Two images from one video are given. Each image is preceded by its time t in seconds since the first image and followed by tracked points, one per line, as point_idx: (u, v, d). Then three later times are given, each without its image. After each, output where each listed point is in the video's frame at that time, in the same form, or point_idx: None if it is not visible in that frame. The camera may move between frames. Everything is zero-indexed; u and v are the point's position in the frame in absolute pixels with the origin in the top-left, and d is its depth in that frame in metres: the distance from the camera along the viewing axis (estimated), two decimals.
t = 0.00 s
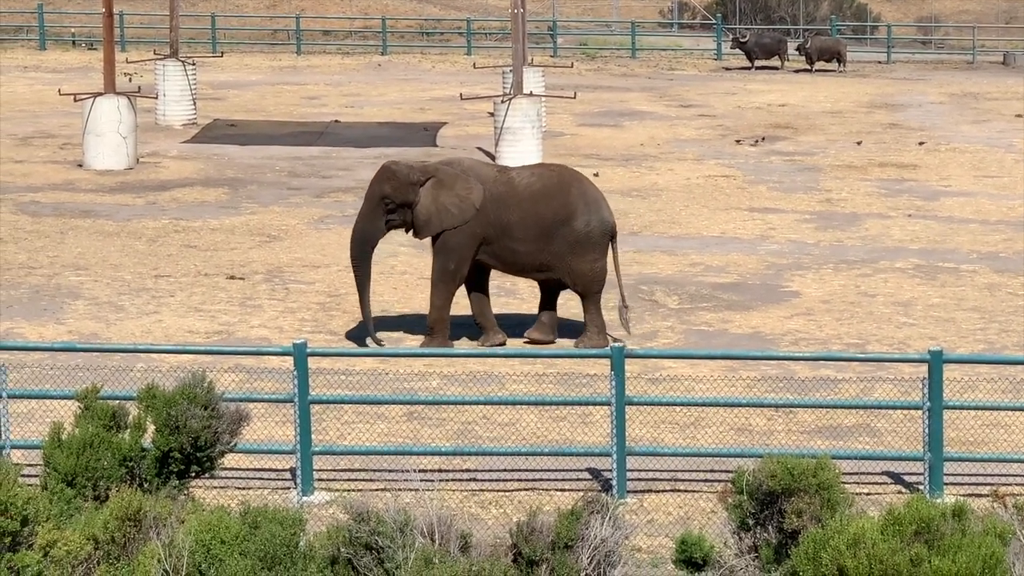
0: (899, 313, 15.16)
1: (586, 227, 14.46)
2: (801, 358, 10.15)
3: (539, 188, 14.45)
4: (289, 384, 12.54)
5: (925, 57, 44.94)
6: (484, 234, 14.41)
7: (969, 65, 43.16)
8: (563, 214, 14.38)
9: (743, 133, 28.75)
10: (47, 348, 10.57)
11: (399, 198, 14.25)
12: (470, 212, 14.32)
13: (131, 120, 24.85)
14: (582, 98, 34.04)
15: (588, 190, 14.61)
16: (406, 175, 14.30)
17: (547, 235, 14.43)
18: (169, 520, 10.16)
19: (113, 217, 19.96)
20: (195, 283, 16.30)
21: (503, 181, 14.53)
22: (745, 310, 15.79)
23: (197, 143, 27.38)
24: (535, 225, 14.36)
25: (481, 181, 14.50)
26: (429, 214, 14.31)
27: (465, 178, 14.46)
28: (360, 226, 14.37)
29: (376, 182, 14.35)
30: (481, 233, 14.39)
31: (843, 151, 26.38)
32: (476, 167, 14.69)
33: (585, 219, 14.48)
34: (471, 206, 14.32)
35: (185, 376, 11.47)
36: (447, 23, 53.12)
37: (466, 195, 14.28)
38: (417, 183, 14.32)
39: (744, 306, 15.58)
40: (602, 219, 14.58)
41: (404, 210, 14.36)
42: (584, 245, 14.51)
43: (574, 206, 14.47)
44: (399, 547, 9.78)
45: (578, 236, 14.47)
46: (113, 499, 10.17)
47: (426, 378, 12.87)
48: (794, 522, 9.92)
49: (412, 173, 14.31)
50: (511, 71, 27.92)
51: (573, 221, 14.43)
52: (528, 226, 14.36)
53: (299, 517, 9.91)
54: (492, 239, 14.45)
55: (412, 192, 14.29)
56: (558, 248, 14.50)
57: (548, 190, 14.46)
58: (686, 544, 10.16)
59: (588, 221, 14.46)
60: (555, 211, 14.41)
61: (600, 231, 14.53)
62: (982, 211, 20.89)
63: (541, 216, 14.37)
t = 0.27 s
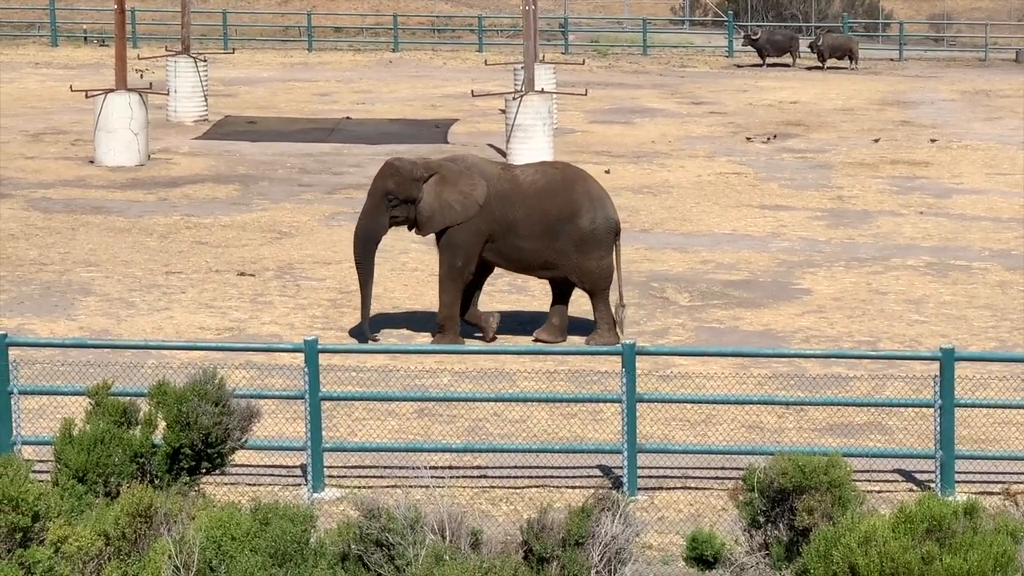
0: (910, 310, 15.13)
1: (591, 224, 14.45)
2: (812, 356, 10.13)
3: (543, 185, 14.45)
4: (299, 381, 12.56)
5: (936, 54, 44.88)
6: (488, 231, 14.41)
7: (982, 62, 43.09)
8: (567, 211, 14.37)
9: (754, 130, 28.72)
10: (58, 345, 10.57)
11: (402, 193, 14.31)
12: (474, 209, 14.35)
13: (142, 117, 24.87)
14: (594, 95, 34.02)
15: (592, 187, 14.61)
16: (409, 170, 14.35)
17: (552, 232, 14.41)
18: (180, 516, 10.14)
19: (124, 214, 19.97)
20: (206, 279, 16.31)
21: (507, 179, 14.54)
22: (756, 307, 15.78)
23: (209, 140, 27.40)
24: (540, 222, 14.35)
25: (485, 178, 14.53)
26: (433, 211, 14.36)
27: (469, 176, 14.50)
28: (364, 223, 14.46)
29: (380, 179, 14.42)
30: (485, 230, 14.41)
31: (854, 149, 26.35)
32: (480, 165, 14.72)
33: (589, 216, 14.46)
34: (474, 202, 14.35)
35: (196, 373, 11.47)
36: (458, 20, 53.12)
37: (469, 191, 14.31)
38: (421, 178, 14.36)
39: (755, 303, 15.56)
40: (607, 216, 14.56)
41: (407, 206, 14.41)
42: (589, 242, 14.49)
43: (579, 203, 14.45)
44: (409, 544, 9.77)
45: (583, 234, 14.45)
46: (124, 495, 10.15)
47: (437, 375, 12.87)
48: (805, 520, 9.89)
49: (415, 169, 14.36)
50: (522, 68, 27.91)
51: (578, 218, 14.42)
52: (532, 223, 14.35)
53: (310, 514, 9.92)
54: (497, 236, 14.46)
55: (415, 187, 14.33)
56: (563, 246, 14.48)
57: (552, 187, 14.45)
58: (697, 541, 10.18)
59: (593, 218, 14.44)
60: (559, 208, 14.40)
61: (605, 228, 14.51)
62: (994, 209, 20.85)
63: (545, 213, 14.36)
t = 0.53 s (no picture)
0: (921, 307, 15.11)
1: (595, 221, 14.37)
2: (823, 352, 10.12)
3: (547, 182, 14.38)
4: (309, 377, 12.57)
5: (947, 50, 44.83)
6: (492, 228, 14.40)
7: (992, 59, 43.04)
8: (571, 208, 14.31)
9: (764, 126, 28.69)
10: (68, 340, 10.57)
11: (403, 188, 14.31)
12: (476, 205, 14.32)
13: (152, 113, 24.88)
14: (604, 90, 34.00)
15: (597, 184, 14.52)
16: (411, 166, 14.34)
17: (556, 230, 14.36)
18: (190, 512, 10.10)
19: (134, 210, 19.98)
20: (216, 275, 16.32)
21: (511, 175, 14.49)
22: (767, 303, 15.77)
23: (218, 136, 27.41)
24: (543, 219, 14.31)
25: (489, 174, 14.47)
26: (434, 206, 14.30)
27: (471, 171, 14.45)
28: (366, 218, 14.51)
29: (382, 173, 14.43)
30: (488, 226, 14.40)
31: (865, 145, 26.32)
32: (484, 160, 14.65)
33: (593, 213, 14.39)
34: (476, 198, 14.31)
35: (206, 369, 11.46)
36: (468, 16, 53.10)
37: (471, 186, 14.28)
38: (422, 174, 14.34)
39: (765, 300, 15.55)
40: (612, 212, 14.48)
41: (409, 201, 14.40)
42: (593, 239, 14.43)
43: (583, 200, 14.38)
44: (419, 540, 9.76)
45: (587, 231, 14.39)
46: (133, 491, 10.14)
47: (446, 371, 12.87)
48: (815, 516, 9.86)
49: (417, 165, 14.35)
50: (532, 64, 27.89)
51: (582, 215, 14.35)
52: (536, 220, 14.31)
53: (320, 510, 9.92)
54: (501, 232, 14.44)
55: (416, 182, 14.32)
56: (567, 243, 14.44)
57: (556, 184, 14.39)
58: (708, 537, 10.16)
59: (597, 216, 14.37)
60: (562, 205, 14.34)
61: (609, 225, 14.44)
62: (1005, 205, 20.82)
63: (549, 210, 14.31)
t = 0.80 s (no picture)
0: (928, 306, 15.11)
1: (595, 221, 14.40)
2: (829, 351, 10.11)
3: (548, 182, 14.36)
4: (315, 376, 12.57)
5: (953, 50, 44.82)
6: (493, 227, 14.38)
7: (999, 58, 43.03)
8: (571, 208, 14.31)
9: (770, 125, 28.68)
10: (74, 339, 10.58)
11: (401, 187, 14.36)
12: (475, 204, 14.28)
13: (159, 112, 24.88)
14: (611, 90, 34.00)
15: (597, 183, 14.55)
16: (409, 164, 14.36)
17: (557, 229, 14.37)
18: (196, 511, 10.09)
19: (141, 208, 19.98)
20: (223, 274, 16.32)
21: (511, 175, 14.45)
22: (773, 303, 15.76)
23: (224, 134, 27.41)
24: (544, 219, 14.30)
25: (488, 174, 14.44)
26: (432, 206, 14.23)
27: (470, 171, 14.40)
28: (364, 216, 14.57)
29: (381, 172, 14.50)
30: (489, 225, 14.37)
31: (871, 144, 26.31)
32: (483, 160, 14.60)
33: (593, 212, 14.40)
34: (475, 197, 14.27)
35: (213, 367, 11.44)
36: (474, 15, 53.07)
37: (470, 186, 14.22)
38: (420, 172, 14.34)
39: (771, 299, 15.54)
40: (612, 212, 14.51)
41: (407, 199, 14.42)
42: (594, 238, 14.46)
43: (583, 200, 14.39)
44: (425, 539, 9.74)
45: (588, 230, 14.41)
46: (140, 490, 10.13)
47: (453, 370, 12.87)
48: (822, 515, 9.85)
49: (415, 164, 14.34)
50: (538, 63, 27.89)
51: (583, 215, 14.36)
52: (537, 220, 14.30)
53: (327, 509, 9.92)
54: (502, 232, 14.41)
55: (413, 181, 14.34)
56: (568, 243, 14.45)
57: (556, 184, 14.38)
58: (714, 537, 10.16)
59: (597, 215, 14.39)
60: (563, 205, 14.34)
61: (609, 224, 14.47)
62: (1011, 205, 20.80)
63: (550, 210, 14.30)
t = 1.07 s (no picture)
0: (933, 306, 15.10)
1: (593, 220, 14.38)
2: (835, 351, 10.10)
3: (545, 182, 14.34)
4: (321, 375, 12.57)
5: (959, 49, 44.78)
6: (491, 227, 14.36)
7: (1005, 58, 43.01)
8: (570, 208, 14.29)
9: (775, 125, 28.67)
10: (80, 338, 10.58)
11: (395, 188, 14.28)
12: (470, 205, 14.25)
13: (164, 112, 24.87)
14: (616, 89, 34.00)
15: (595, 183, 14.53)
16: (404, 165, 14.29)
17: (555, 229, 14.35)
18: (201, 510, 10.07)
19: (145, 208, 19.98)
20: (227, 274, 16.32)
21: (508, 174, 14.41)
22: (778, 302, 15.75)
23: (230, 134, 27.41)
24: (542, 219, 14.28)
25: (485, 174, 14.38)
26: (427, 207, 14.19)
27: (466, 171, 14.34)
28: (359, 215, 14.49)
29: (376, 172, 14.41)
30: (487, 225, 14.35)
31: (876, 144, 26.29)
32: (479, 159, 14.55)
33: (592, 212, 14.39)
34: (471, 198, 14.23)
35: (217, 367, 11.45)
36: (480, 14, 53.08)
37: (464, 188, 14.17)
38: (415, 173, 14.26)
39: (777, 299, 15.53)
40: (610, 211, 14.50)
41: (402, 200, 14.34)
42: (592, 238, 14.44)
43: (581, 199, 14.37)
44: (430, 539, 9.74)
45: (586, 230, 14.40)
46: (145, 489, 10.11)
47: (458, 370, 12.86)
48: (827, 515, 9.84)
49: (411, 164, 14.28)
50: (543, 62, 27.88)
51: (581, 214, 14.35)
52: (535, 219, 14.27)
53: (331, 509, 9.91)
54: (500, 232, 14.39)
55: (408, 181, 14.26)
56: (567, 242, 14.44)
57: (554, 184, 14.35)
58: (719, 537, 10.15)
59: (595, 214, 14.38)
60: (561, 205, 14.31)
61: (607, 223, 14.47)
62: (1017, 204, 20.79)
63: (548, 210, 14.28)
